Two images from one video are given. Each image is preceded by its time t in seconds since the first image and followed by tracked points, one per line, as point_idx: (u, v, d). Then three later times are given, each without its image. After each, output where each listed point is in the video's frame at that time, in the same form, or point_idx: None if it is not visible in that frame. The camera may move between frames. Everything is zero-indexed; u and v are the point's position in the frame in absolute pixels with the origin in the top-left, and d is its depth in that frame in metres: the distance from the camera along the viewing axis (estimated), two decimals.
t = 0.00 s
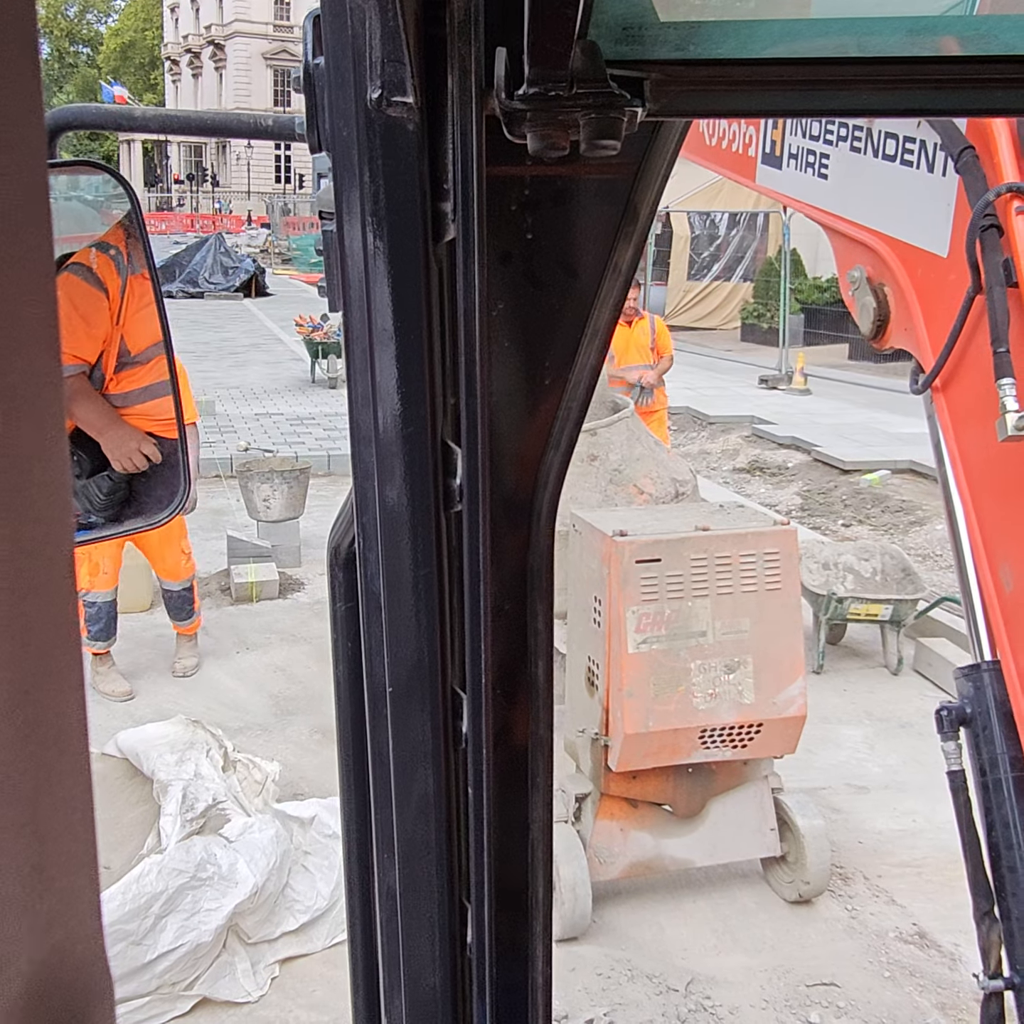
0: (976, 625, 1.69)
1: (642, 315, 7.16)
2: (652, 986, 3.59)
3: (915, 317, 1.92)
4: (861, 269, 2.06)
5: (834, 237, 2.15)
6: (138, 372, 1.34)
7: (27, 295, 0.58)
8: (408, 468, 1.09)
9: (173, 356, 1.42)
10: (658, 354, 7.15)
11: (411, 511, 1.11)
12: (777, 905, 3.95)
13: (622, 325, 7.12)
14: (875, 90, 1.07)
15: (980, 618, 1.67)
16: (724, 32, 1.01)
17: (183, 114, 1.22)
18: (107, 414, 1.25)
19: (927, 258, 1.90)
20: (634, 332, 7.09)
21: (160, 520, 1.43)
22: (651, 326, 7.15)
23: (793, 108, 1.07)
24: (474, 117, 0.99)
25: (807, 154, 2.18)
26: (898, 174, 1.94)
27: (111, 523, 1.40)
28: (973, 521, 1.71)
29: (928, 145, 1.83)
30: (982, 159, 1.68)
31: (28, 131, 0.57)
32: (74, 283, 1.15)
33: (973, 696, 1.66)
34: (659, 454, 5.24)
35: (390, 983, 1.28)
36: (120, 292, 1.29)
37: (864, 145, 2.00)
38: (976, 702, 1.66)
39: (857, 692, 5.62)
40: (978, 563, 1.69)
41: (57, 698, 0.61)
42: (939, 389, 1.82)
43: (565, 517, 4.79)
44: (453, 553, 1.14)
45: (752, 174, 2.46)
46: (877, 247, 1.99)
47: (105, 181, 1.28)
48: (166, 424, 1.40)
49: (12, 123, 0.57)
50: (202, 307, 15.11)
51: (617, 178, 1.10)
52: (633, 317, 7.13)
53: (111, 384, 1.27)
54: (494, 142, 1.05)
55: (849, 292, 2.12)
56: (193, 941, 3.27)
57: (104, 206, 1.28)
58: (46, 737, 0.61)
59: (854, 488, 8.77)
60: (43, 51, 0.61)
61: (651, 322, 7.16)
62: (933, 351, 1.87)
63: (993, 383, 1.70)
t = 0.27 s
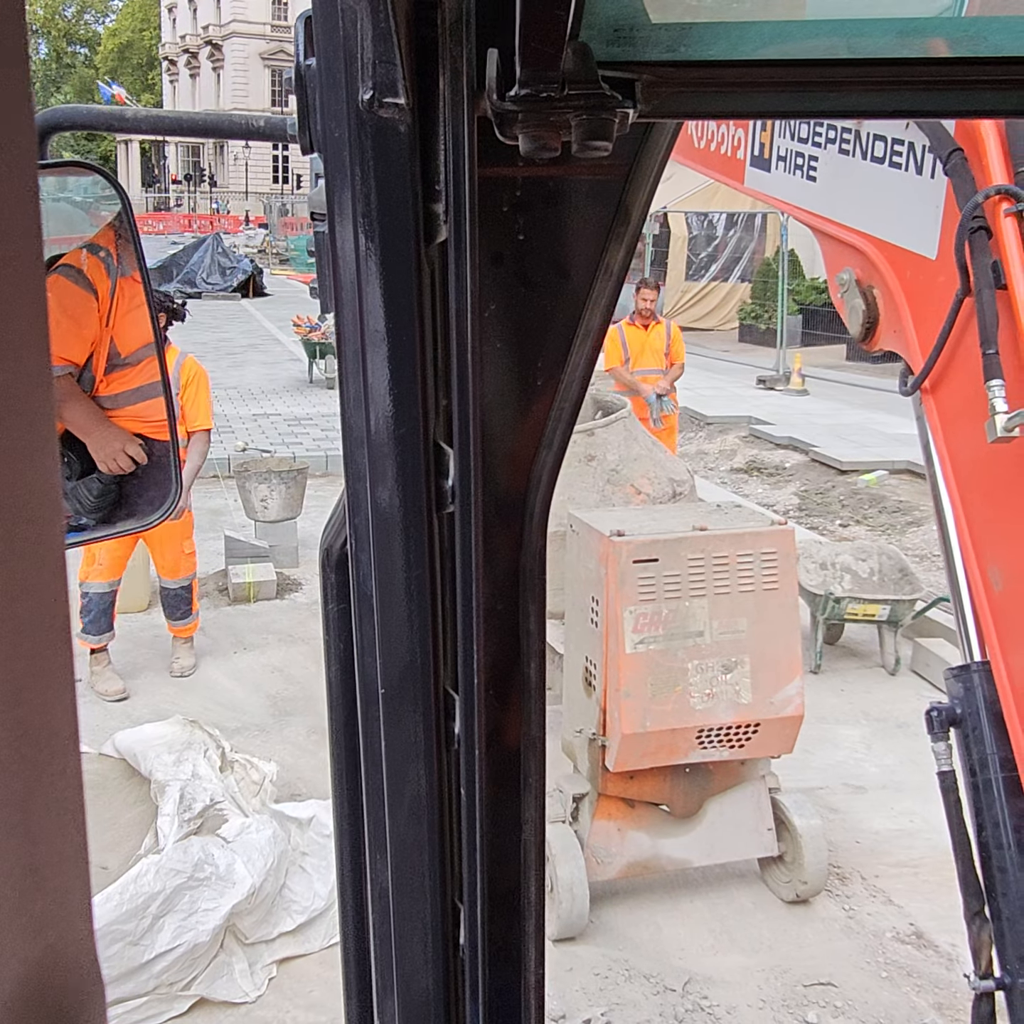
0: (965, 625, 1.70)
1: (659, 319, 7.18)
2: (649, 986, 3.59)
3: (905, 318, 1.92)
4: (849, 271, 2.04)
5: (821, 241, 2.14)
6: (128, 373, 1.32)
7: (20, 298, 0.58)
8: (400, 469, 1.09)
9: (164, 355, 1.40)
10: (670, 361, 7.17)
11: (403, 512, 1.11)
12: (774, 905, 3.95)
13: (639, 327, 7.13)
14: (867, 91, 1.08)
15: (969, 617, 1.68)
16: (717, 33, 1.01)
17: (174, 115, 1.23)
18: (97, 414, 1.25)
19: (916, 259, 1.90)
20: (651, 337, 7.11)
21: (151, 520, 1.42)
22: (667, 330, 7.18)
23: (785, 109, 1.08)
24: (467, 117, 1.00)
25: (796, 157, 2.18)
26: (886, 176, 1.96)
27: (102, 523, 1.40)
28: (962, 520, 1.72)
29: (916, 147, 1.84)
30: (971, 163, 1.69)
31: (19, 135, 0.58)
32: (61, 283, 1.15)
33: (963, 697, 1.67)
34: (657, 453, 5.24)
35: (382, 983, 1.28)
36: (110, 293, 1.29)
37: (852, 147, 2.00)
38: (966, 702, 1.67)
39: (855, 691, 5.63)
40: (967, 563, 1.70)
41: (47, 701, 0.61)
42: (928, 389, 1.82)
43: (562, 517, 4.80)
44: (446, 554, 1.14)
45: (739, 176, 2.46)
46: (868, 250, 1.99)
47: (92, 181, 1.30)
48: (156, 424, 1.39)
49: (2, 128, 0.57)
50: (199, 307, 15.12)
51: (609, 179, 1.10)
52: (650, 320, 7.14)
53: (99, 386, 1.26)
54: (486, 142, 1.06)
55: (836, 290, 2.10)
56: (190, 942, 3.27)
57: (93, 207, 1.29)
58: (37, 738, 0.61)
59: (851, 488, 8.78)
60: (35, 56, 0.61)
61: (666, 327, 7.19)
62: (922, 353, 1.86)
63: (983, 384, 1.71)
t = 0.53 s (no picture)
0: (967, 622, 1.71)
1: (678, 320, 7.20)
2: (648, 986, 3.59)
3: (908, 316, 1.94)
4: (851, 267, 2.05)
5: (823, 235, 2.14)
6: (129, 372, 1.32)
7: (19, 296, 0.58)
8: (400, 468, 1.09)
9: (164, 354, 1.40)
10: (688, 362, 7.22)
11: (403, 511, 1.11)
12: (773, 906, 3.95)
13: (662, 327, 7.13)
14: (867, 91, 1.08)
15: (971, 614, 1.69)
16: (716, 33, 1.01)
17: (175, 114, 1.23)
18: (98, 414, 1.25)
19: (918, 258, 1.91)
20: (673, 337, 7.11)
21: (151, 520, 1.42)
22: (688, 331, 7.19)
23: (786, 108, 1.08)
24: (468, 117, 1.00)
25: (799, 153, 2.18)
26: (886, 172, 1.96)
27: (101, 523, 1.40)
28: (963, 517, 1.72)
29: (919, 144, 1.84)
30: (974, 159, 1.70)
31: (19, 134, 0.58)
32: (61, 280, 1.15)
33: (964, 696, 1.67)
34: (654, 453, 5.24)
35: (382, 983, 1.28)
36: (111, 292, 1.29)
37: (855, 142, 2.00)
38: (967, 701, 1.67)
39: (854, 692, 5.63)
40: (969, 560, 1.70)
41: (46, 700, 0.61)
42: (930, 386, 1.83)
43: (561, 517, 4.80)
44: (446, 553, 1.14)
45: (742, 172, 2.46)
46: (869, 246, 2.00)
47: (92, 180, 1.30)
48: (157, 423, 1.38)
49: (2, 125, 0.57)
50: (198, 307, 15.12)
51: (609, 178, 1.10)
52: (672, 320, 7.14)
53: (100, 384, 1.26)
54: (486, 142, 1.06)
55: (838, 289, 2.12)
56: (189, 942, 3.27)
57: (93, 206, 1.29)
58: (36, 738, 0.61)
59: (850, 488, 8.78)
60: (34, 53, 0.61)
61: (687, 328, 7.19)
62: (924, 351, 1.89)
63: (985, 382, 1.71)
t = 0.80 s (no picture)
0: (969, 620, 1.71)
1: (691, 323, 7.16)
2: (647, 987, 3.59)
3: (911, 309, 1.93)
4: (855, 260, 2.07)
5: (829, 229, 2.16)
6: (129, 372, 1.32)
7: (21, 296, 0.58)
8: (400, 468, 1.09)
9: (164, 354, 1.40)
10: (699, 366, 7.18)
11: (403, 512, 1.11)
12: (772, 906, 3.96)
13: (673, 330, 7.11)
14: (868, 92, 1.08)
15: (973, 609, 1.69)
16: (715, 34, 1.02)
17: (176, 115, 1.23)
18: (97, 414, 1.25)
19: (921, 251, 1.91)
20: (685, 342, 7.10)
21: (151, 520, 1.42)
22: (699, 336, 7.17)
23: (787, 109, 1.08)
24: (467, 118, 1.00)
25: (805, 144, 2.23)
26: (893, 165, 1.97)
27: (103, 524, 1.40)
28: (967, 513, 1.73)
29: (925, 135, 1.84)
30: (979, 152, 1.71)
31: (20, 131, 0.58)
32: (61, 281, 1.15)
33: (968, 694, 1.67)
34: (652, 454, 5.25)
35: (382, 983, 1.28)
36: (111, 293, 1.29)
37: (861, 133, 2.03)
38: (970, 700, 1.66)
39: (852, 692, 5.63)
40: (973, 556, 1.71)
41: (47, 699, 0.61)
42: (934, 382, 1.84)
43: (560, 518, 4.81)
44: (446, 553, 1.14)
45: (746, 161, 2.48)
46: (874, 237, 2.01)
47: (94, 181, 1.30)
48: (157, 424, 1.38)
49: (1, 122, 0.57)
50: (197, 307, 15.12)
51: (609, 179, 1.10)
52: (684, 324, 7.12)
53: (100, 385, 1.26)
54: (485, 141, 1.06)
55: (844, 284, 2.12)
56: (188, 942, 3.27)
57: (94, 206, 1.29)
58: (35, 737, 0.61)
59: (849, 489, 8.78)
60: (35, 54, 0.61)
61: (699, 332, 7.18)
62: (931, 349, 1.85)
63: (990, 379, 1.72)
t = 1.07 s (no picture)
0: (972, 618, 1.69)
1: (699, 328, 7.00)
2: (646, 987, 3.59)
3: (915, 300, 1.92)
4: (858, 249, 2.06)
5: (832, 216, 2.15)
6: (126, 372, 1.32)
7: (19, 302, 0.59)
8: (397, 469, 1.09)
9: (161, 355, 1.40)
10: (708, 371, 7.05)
11: (400, 513, 1.11)
12: (771, 906, 3.96)
13: (683, 337, 6.97)
14: (865, 91, 1.08)
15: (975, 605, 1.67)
16: (713, 34, 1.02)
17: (173, 115, 1.23)
18: (94, 414, 1.25)
19: (926, 241, 1.90)
20: (695, 348, 6.95)
21: (148, 521, 1.42)
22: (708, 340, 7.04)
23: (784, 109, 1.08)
24: (464, 117, 0.99)
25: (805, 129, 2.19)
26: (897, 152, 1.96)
27: (100, 524, 1.40)
28: (971, 508, 1.71)
29: (932, 125, 1.83)
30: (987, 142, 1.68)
31: (16, 138, 0.58)
32: (57, 280, 1.15)
33: (970, 693, 1.66)
34: (651, 454, 5.26)
35: (380, 984, 1.28)
36: (107, 293, 1.29)
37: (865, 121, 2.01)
38: (973, 700, 1.66)
39: (852, 692, 5.63)
40: (975, 551, 1.69)
41: (44, 702, 0.62)
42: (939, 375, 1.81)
43: (559, 518, 4.81)
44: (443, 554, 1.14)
45: (748, 144, 2.46)
46: (878, 226, 2.00)
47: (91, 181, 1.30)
48: (154, 425, 1.38)
49: None
50: (196, 308, 15.11)
51: (606, 179, 1.10)
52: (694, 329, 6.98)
53: (97, 385, 1.26)
54: (482, 141, 1.06)
55: (849, 275, 2.12)
56: (186, 942, 3.27)
57: (91, 206, 1.29)
58: (33, 738, 0.62)
59: (848, 489, 8.78)
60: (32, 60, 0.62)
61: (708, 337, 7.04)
62: (933, 339, 1.85)
63: (996, 373, 1.69)
